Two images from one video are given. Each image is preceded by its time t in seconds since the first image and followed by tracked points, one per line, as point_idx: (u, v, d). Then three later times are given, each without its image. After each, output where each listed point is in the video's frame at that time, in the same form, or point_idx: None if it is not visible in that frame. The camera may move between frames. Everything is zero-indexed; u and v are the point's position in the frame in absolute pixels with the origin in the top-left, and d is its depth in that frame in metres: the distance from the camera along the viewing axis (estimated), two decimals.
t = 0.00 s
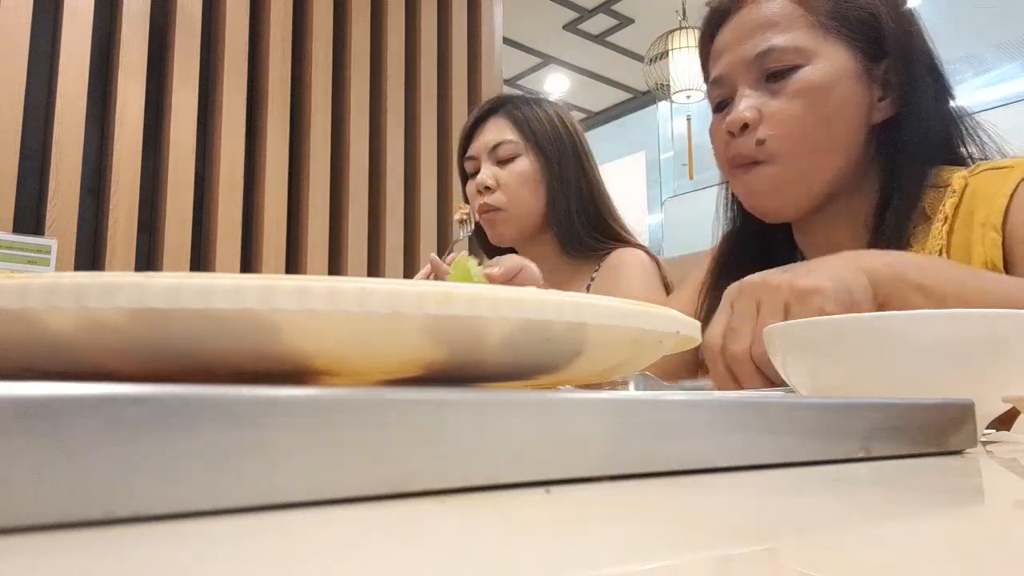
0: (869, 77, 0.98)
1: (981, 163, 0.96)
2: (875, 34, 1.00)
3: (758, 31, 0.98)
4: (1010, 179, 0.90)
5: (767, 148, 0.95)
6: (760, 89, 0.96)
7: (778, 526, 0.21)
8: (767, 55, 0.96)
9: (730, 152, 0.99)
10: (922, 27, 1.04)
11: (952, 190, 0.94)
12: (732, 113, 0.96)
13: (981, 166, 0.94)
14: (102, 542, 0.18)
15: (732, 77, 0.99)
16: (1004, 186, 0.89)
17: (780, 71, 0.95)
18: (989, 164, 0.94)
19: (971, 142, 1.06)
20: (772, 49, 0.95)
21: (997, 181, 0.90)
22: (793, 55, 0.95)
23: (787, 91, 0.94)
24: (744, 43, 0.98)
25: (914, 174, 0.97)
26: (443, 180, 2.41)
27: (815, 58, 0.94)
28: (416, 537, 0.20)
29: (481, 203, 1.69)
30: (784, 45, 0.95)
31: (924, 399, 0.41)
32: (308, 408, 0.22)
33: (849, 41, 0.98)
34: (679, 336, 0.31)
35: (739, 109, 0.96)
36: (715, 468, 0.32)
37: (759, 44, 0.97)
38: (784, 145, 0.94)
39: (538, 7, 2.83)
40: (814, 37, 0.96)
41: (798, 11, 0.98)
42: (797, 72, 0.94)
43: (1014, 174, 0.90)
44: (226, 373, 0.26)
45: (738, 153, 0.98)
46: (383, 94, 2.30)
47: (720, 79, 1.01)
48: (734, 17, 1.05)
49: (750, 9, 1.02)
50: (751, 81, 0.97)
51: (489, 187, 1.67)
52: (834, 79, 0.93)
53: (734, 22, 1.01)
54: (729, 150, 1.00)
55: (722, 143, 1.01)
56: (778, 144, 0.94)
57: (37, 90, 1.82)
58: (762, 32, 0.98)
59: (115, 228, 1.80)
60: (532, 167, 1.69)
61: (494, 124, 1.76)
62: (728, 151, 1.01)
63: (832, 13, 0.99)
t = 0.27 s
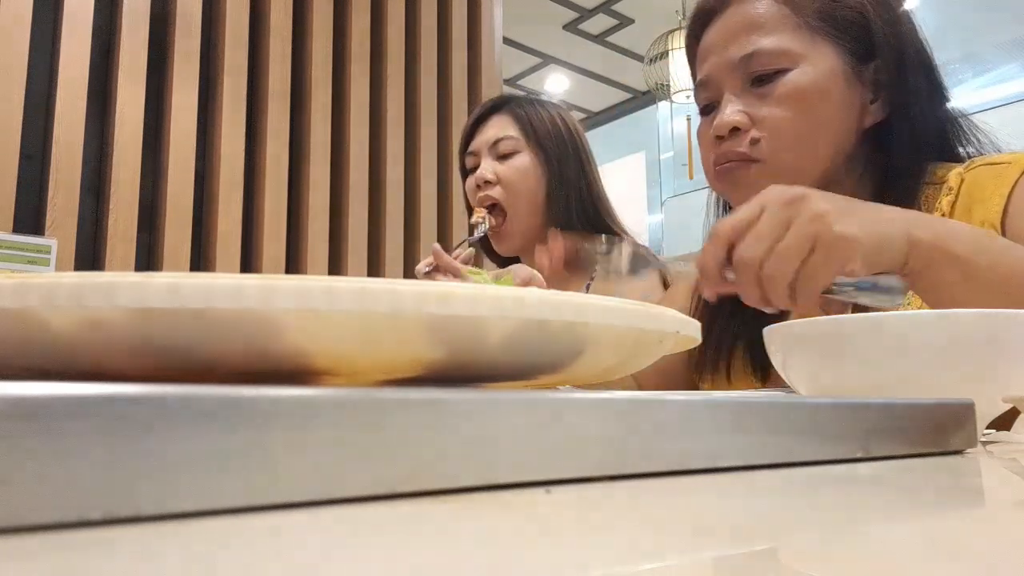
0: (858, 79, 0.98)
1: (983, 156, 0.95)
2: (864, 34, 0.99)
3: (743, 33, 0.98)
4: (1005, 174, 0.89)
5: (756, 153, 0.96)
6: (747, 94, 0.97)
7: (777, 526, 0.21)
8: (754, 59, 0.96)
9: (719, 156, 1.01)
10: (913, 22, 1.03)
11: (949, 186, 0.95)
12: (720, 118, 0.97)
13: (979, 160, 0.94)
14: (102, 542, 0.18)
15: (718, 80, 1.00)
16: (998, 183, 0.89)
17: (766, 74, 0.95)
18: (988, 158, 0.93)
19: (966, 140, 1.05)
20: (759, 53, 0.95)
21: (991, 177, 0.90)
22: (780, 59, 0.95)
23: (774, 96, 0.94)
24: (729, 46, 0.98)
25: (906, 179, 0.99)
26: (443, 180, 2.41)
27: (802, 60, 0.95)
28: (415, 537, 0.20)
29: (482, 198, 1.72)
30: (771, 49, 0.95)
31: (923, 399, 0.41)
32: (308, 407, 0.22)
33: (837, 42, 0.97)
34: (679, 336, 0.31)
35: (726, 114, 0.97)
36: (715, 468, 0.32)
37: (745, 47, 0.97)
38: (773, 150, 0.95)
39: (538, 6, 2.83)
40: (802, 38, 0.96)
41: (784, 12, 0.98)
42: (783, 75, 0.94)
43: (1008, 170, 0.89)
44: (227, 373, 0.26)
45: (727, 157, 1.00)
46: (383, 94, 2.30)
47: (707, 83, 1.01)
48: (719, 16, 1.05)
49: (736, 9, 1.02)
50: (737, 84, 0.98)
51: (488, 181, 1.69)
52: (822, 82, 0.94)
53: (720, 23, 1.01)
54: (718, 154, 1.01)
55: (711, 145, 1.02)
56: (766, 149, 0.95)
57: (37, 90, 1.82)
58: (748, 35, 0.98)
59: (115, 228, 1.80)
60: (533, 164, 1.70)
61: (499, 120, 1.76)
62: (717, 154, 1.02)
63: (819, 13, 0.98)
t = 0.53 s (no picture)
0: (858, 79, 0.98)
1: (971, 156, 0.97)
2: (864, 35, 0.99)
3: (738, 35, 0.97)
4: (1000, 170, 0.90)
5: (755, 158, 0.95)
6: (744, 98, 0.96)
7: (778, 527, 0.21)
8: (751, 62, 0.95)
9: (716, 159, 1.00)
10: (912, 24, 1.04)
11: (944, 184, 0.96)
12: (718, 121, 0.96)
13: (972, 157, 0.95)
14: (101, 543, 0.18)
15: (714, 83, 0.99)
16: (993, 178, 0.90)
17: (764, 77, 0.94)
18: (981, 156, 0.95)
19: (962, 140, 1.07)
20: (757, 55, 0.94)
21: (986, 174, 0.91)
22: (779, 61, 0.94)
23: (773, 99, 0.93)
24: (725, 48, 0.97)
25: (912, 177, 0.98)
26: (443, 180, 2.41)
27: (800, 63, 0.94)
28: (414, 538, 0.20)
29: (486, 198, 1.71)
30: (769, 51, 0.94)
31: (923, 399, 0.41)
32: (309, 408, 0.22)
33: (837, 44, 0.97)
34: (679, 336, 0.31)
35: (724, 119, 0.96)
36: (715, 468, 0.32)
37: (742, 49, 0.96)
38: (772, 153, 0.94)
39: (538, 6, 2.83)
40: (799, 40, 0.95)
41: (780, 13, 0.97)
42: (781, 79, 0.94)
43: (1003, 166, 0.90)
44: (227, 373, 0.26)
45: (725, 161, 0.99)
46: (383, 94, 2.30)
47: (703, 85, 1.00)
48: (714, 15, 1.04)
49: (731, 9, 1.00)
50: (734, 88, 0.97)
51: (493, 183, 1.69)
52: (821, 86, 0.93)
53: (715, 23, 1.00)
54: (716, 157, 1.00)
55: (708, 148, 1.02)
56: (765, 155, 0.95)
57: (37, 89, 1.82)
58: (745, 36, 0.97)
59: (115, 228, 1.80)
60: (537, 166, 1.69)
61: (500, 122, 1.76)
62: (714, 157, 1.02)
63: (818, 14, 0.98)
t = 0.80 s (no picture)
0: (857, 80, 0.98)
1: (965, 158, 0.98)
2: (861, 37, 1.00)
3: (735, 38, 0.97)
4: (995, 172, 0.91)
5: (753, 161, 0.95)
6: (741, 100, 0.96)
7: (778, 526, 0.21)
8: (748, 64, 0.95)
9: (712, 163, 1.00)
10: (909, 25, 1.04)
11: (940, 185, 0.96)
12: (716, 125, 0.96)
13: (969, 160, 0.96)
14: (100, 544, 0.18)
15: (710, 86, 0.98)
16: (988, 180, 0.90)
17: (761, 80, 0.94)
18: (976, 158, 0.95)
19: (960, 141, 1.07)
20: (754, 58, 0.94)
21: (981, 175, 0.91)
22: (776, 64, 0.94)
23: (771, 102, 0.93)
24: (721, 50, 0.97)
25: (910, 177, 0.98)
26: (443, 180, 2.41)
27: (797, 66, 0.94)
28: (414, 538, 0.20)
29: (488, 203, 1.70)
30: (766, 54, 0.94)
31: (923, 399, 0.41)
32: (309, 408, 0.22)
33: (834, 45, 0.97)
34: (679, 336, 0.31)
35: (721, 122, 0.96)
36: (716, 468, 0.32)
37: (739, 52, 0.96)
38: (770, 156, 0.94)
39: (538, 7, 2.83)
40: (795, 42, 0.95)
41: (776, 15, 0.97)
42: (779, 82, 0.94)
43: (998, 167, 0.91)
44: (227, 373, 0.26)
45: (721, 164, 0.99)
46: (383, 94, 2.30)
47: (700, 88, 1.00)
48: (708, 17, 1.04)
49: (726, 11, 1.00)
50: (731, 90, 0.96)
51: (495, 189, 1.68)
52: (819, 88, 0.93)
53: (710, 25, 1.00)
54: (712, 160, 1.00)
55: (704, 151, 1.01)
56: (763, 158, 0.95)
57: (37, 89, 1.82)
58: (741, 39, 0.96)
59: (115, 228, 1.80)
60: (539, 170, 1.69)
61: (499, 124, 1.75)
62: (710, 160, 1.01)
63: (815, 15, 0.98)
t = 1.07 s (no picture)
0: (858, 81, 0.98)
1: (967, 158, 0.97)
2: (863, 38, 0.99)
3: (737, 37, 0.97)
4: (995, 173, 0.91)
5: (754, 160, 0.95)
6: (743, 100, 0.96)
7: (779, 526, 0.21)
8: (750, 63, 0.95)
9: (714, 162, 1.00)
10: (911, 26, 1.04)
11: (941, 186, 0.96)
12: (718, 124, 0.96)
13: (970, 160, 0.96)
14: (99, 544, 0.18)
15: (712, 85, 0.98)
16: (989, 181, 0.90)
17: (764, 79, 0.94)
18: (977, 159, 0.95)
19: (960, 141, 1.07)
20: (756, 57, 0.94)
21: (981, 177, 0.91)
22: (779, 64, 0.94)
23: (773, 101, 0.93)
24: (724, 49, 0.97)
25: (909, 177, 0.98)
26: (443, 178, 2.41)
27: (799, 65, 0.94)
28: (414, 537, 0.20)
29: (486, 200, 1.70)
30: (768, 54, 0.94)
31: (923, 399, 0.41)
32: (309, 408, 0.22)
33: (836, 46, 0.97)
34: (679, 336, 0.31)
35: (723, 121, 0.96)
36: (716, 468, 0.32)
37: (741, 51, 0.96)
38: (772, 156, 0.94)
39: (538, 7, 2.83)
40: (797, 42, 0.96)
41: (778, 15, 0.97)
42: (781, 81, 0.94)
43: (998, 168, 0.91)
44: (227, 373, 0.26)
45: (723, 163, 0.99)
46: (383, 94, 2.30)
47: (701, 87, 1.00)
48: (710, 17, 1.04)
49: (728, 11, 1.00)
50: (733, 90, 0.96)
51: (494, 187, 1.68)
52: (821, 88, 0.93)
53: (712, 24, 1.00)
54: (714, 159, 1.00)
55: (705, 151, 1.01)
56: (765, 157, 0.94)
57: (37, 90, 1.82)
58: (743, 38, 0.96)
59: (115, 228, 1.80)
60: (540, 168, 1.69)
61: (502, 123, 1.77)
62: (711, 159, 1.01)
63: (816, 16, 0.98)
